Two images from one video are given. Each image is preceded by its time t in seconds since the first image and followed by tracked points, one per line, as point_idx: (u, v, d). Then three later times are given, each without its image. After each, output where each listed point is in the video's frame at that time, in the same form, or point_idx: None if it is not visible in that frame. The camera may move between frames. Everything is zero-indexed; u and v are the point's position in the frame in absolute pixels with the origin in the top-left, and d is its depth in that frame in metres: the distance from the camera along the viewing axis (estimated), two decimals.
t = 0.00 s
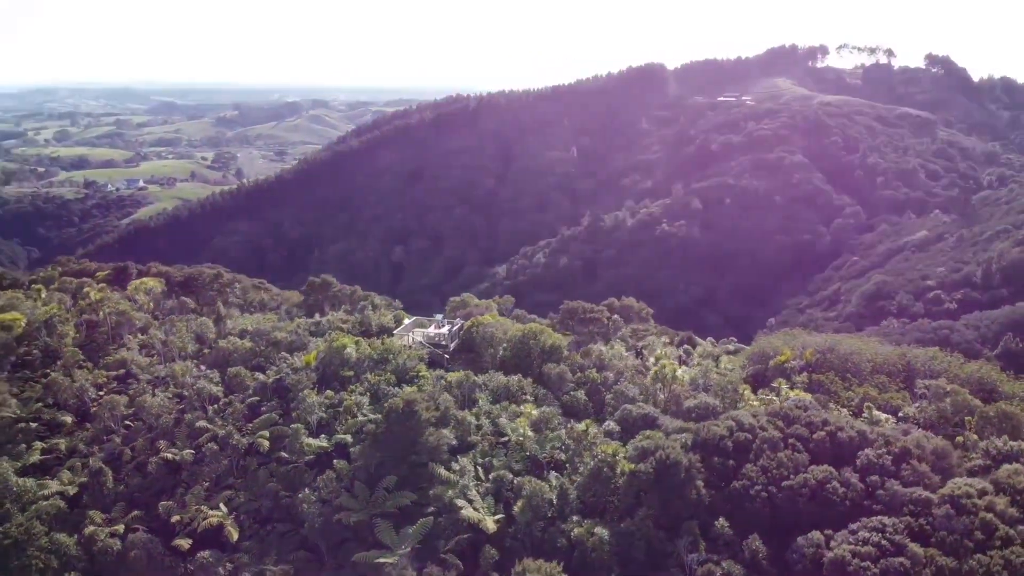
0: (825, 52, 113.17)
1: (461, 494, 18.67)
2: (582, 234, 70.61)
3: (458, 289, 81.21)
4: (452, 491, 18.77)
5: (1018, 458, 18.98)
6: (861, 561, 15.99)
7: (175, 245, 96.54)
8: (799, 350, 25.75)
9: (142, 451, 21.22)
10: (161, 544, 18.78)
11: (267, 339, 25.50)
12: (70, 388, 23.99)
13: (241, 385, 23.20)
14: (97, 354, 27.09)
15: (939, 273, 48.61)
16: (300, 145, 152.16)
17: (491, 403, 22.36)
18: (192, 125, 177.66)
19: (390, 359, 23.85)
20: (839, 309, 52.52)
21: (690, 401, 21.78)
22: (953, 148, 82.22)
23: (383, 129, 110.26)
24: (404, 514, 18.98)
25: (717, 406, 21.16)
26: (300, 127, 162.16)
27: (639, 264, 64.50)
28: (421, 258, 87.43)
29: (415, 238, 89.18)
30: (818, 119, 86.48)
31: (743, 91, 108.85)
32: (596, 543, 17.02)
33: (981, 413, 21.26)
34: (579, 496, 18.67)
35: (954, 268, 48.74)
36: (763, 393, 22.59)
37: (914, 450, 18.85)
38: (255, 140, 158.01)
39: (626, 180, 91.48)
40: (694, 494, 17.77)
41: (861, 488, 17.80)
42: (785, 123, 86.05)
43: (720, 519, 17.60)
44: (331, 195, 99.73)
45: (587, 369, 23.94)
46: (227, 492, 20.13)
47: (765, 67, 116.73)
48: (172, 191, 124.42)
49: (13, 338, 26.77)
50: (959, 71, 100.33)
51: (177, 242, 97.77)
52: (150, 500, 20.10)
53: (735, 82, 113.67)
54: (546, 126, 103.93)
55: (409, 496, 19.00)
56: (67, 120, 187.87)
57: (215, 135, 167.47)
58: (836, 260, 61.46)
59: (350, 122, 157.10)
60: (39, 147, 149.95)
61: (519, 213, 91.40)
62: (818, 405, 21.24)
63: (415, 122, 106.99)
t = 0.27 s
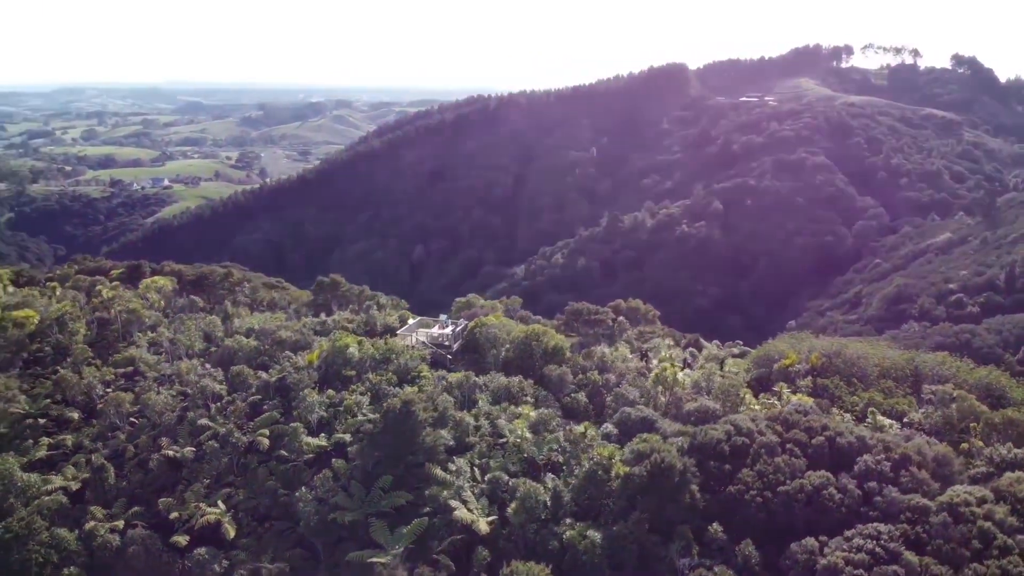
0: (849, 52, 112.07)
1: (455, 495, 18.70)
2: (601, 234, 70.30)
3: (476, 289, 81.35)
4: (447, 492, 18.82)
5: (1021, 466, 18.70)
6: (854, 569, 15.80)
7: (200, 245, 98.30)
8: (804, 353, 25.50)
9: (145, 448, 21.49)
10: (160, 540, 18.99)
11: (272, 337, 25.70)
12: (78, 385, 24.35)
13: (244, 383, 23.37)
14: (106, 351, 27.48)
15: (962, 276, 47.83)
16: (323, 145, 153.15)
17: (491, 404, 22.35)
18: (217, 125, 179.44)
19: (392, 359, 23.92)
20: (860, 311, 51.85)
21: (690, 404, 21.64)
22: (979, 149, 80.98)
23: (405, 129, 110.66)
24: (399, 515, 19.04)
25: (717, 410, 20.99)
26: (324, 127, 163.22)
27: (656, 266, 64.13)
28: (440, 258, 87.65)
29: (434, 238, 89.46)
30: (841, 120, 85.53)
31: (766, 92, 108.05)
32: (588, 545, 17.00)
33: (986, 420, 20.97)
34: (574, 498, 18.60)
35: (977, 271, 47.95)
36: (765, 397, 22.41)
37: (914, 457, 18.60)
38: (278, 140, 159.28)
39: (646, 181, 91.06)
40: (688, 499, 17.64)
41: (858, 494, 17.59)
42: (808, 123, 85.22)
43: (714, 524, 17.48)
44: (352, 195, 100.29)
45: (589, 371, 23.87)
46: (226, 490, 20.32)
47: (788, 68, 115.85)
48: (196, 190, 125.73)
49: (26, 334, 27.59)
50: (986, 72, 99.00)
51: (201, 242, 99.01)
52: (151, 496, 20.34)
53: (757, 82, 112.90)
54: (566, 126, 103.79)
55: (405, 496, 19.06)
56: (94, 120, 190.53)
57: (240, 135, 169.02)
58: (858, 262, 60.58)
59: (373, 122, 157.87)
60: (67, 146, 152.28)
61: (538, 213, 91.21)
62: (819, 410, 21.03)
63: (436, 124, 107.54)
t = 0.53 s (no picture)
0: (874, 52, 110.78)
1: (449, 496, 18.74)
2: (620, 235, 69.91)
3: (494, 289, 81.32)
4: (441, 493, 18.87)
5: None
6: None
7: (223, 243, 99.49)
8: (810, 357, 25.23)
9: (148, 444, 21.74)
10: (159, 536, 19.19)
11: (278, 336, 25.91)
12: (86, 381, 24.70)
13: (247, 381, 23.52)
14: (116, 349, 27.85)
15: (985, 279, 47.04)
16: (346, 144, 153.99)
17: (491, 404, 22.35)
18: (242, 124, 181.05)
19: (394, 358, 23.98)
20: (881, 314, 51.15)
21: (690, 407, 21.48)
22: (1006, 150, 79.63)
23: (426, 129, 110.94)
24: (395, 515, 19.11)
25: (716, 412, 20.84)
26: (347, 127, 164.12)
27: (673, 266, 63.73)
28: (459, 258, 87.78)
29: (453, 237, 89.67)
30: (865, 121, 84.52)
31: (788, 91, 107.12)
32: (579, 547, 16.97)
33: (992, 426, 20.67)
34: (569, 500, 18.55)
35: (1000, 274, 47.16)
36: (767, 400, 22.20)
37: (914, 463, 18.38)
38: (302, 139, 160.41)
39: (667, 181, 90.54)
40: (682, 502, 17.52)
41: (854, 501, 17.41)
42: (831, 124, 84.29)
43: (708, 529, 17.36)
44: (373, 194, 100.71)
45: (591, 373, 23.80)
46: (226, 487, 20.50)
47: (812, 68, 114.85)
48: (220, 189, 126.96)
49: (38, 331, 28.26)
50: (1014, 72, 97.56)
51: (224, 241, 99.99)
52: (152, 493, 20.58)
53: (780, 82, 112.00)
54: (587, 126, 103.58)
55: (401, 496, 19.13)
56: (121, 119, 193.00)
57: (264, 134, 170.44)
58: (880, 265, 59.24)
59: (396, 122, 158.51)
60: (94, 145, 154.47)
61: (558, 212, 90.98)
62: (821, 415, 20.81)
63: (457, 125, 107.95)
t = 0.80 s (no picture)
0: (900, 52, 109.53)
1: (444, 496, 18.78)
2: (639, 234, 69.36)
3: (512, 289, 81.24)
4: (436, 493, 18.94)
5: None
6: None
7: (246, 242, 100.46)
8: (815, 360, 25.01)
9: (152, 441, 22.00)
10: (159, 532, 19.42)
11: (284, 335, 26.09)
12: (95, 378, 25.06)
13: (250, 379, 23.68)
14: (126, 346, 28.22)
15: (1009, 282, 46.23)
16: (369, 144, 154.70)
17: (491, 405, 22.36)
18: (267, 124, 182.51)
19: (397, 358, 24.07)
20: (902, 317, 50.43)
21: (690, 410, 21.35)
22: None
23: (447, 129, 111.18)
24: (391, 514, 19.19)
25: (716, 416, 20.71)
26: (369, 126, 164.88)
27: (691, 267, 63.30)
28: (478, 258, 87.81)
29: (472, 238, 89.80)
30: (889, 121, 83.48)
31: (812, 91, 106.16)
32: (571, 549, 16.95)
33: (997, 433, 20.37)
34: (564, 502, 18.53)
35: None
36: (768, 404, 22.05)
37: (914, 470, 18.16)
38: (325, 139, 161.39)
39: (687, 181, 89.95)
40: (676, 505, 17.41)
41: (851, 507, 17.21)
42: (854, 125, 83.35)
43: (701, 533, 17.25)
44: (393, 194, 101.10)
45: (592, 375, 23.74)
46: (226, 484, 20.69)
47: (836, 68, 113.76)
48: (243, 187, 128.01)
49: (51, 327, 28.90)
50: None
51: (247, 241, 100.82)
52: (154, 489, 20.82)
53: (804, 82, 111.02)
54: (607, 126, 103.22)
55: (397, 496, 19.20)
56: (148, 118, 195.46)
57: (288, 134, 171.77)
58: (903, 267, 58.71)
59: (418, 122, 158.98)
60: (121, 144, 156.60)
61: (577, 212, 90.65)
62: (821, 419, 20.60)
63: (478, 126, 108.22)
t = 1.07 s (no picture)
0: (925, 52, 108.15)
1: (440, 496, 18.83)
2: (659, 235, 68.92)
3: (531, 290, 81.14)
4: (432, 492, 18.99)
5: None
6: None
7: (268, 241, 101.13)
8: (821, 364, 24.76)
9: (156, 437, 22.25)
10: (159, 528, 19.60)
11: (290, 333, 26.28)
12: (104, 374, 25.40)
13: (254, 378, 23.87)
14: (137, 343, 28.55)
15: None
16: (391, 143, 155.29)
17: (491, 406, 22.37)
18: (291, 124, 183.77)
19: (399, 358, 24.16)
20: (924, 320, 49.68)
21: (690, 413, 21.23)
22: None
23: (467, 129, 111.36)
24: (387, 514, 19.26)
25: (715, 419, 20.59)
26: (392, 127, 165.54)
27: (710, 268, 62.85)
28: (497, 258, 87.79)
29: (492, 238, 89.80)
30: (914, 122, 82.41)
31: (836, 91, 105.09)
32: (563, 552, 16.92)
33: (1002, 440, 20.04)
34: (559, 505, 18.49)
35: None
36: (770, 408, 21.89)
37: (913, 477, 17.93)
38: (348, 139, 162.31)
39: (708, 182, 89.36)
40: (670, 509, 17.34)
41: (847, 513, 17.02)
42: (878, 126, 82.37)
43: (695, 537, 17.14)
44: (414, 194, 101.44)
45: (594, 377, 23.67)
46: (226, 481, 20.88)
47: (861, 68, 112.60)
48: (267, 186, 128.99)
49: (64, 324, 29.46)
50: None
51: (269, 240, 101.59)
52: (156, 485, 21.06)
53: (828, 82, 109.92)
54: (628, 126, 102.80)
55: (393, 495, 19.28)
56: (175, 117, 197.60)
57: (312, 134, 172.93)
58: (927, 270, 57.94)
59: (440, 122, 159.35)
60: (148, 143, 158.61)
61: (597, 212, 90.28)
62: (823, 423, 20.38)
63: (498, 127, 108.33)
